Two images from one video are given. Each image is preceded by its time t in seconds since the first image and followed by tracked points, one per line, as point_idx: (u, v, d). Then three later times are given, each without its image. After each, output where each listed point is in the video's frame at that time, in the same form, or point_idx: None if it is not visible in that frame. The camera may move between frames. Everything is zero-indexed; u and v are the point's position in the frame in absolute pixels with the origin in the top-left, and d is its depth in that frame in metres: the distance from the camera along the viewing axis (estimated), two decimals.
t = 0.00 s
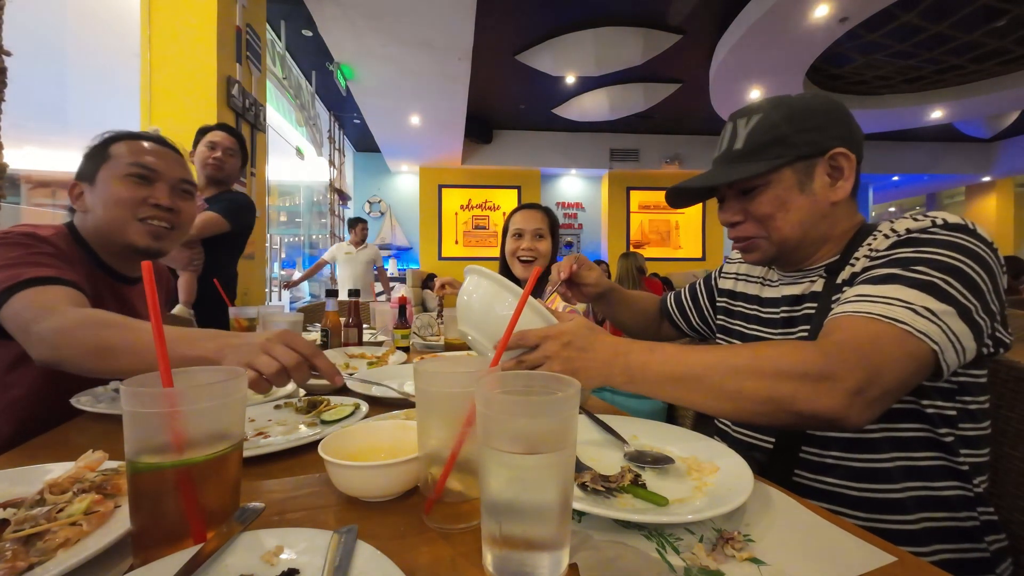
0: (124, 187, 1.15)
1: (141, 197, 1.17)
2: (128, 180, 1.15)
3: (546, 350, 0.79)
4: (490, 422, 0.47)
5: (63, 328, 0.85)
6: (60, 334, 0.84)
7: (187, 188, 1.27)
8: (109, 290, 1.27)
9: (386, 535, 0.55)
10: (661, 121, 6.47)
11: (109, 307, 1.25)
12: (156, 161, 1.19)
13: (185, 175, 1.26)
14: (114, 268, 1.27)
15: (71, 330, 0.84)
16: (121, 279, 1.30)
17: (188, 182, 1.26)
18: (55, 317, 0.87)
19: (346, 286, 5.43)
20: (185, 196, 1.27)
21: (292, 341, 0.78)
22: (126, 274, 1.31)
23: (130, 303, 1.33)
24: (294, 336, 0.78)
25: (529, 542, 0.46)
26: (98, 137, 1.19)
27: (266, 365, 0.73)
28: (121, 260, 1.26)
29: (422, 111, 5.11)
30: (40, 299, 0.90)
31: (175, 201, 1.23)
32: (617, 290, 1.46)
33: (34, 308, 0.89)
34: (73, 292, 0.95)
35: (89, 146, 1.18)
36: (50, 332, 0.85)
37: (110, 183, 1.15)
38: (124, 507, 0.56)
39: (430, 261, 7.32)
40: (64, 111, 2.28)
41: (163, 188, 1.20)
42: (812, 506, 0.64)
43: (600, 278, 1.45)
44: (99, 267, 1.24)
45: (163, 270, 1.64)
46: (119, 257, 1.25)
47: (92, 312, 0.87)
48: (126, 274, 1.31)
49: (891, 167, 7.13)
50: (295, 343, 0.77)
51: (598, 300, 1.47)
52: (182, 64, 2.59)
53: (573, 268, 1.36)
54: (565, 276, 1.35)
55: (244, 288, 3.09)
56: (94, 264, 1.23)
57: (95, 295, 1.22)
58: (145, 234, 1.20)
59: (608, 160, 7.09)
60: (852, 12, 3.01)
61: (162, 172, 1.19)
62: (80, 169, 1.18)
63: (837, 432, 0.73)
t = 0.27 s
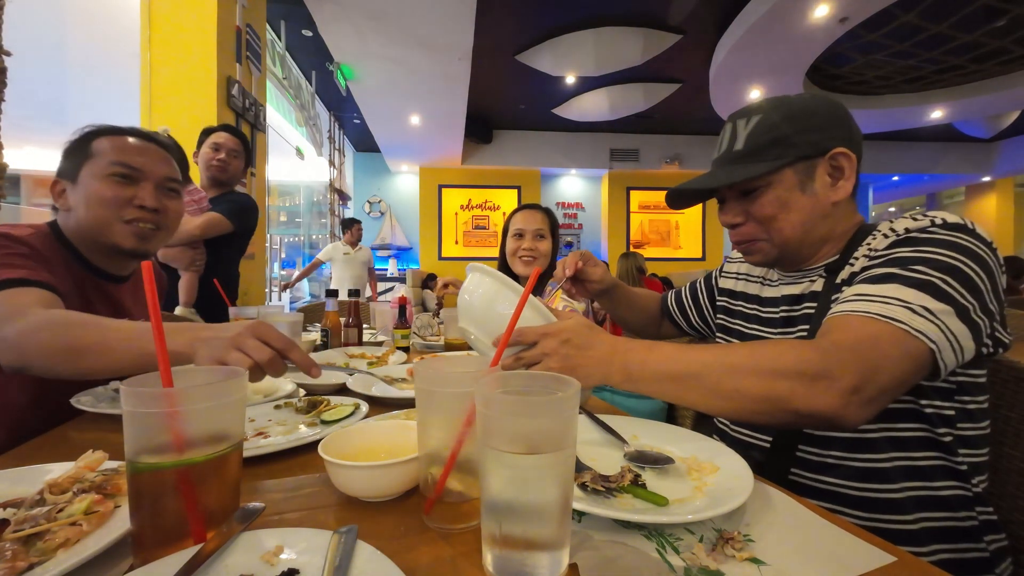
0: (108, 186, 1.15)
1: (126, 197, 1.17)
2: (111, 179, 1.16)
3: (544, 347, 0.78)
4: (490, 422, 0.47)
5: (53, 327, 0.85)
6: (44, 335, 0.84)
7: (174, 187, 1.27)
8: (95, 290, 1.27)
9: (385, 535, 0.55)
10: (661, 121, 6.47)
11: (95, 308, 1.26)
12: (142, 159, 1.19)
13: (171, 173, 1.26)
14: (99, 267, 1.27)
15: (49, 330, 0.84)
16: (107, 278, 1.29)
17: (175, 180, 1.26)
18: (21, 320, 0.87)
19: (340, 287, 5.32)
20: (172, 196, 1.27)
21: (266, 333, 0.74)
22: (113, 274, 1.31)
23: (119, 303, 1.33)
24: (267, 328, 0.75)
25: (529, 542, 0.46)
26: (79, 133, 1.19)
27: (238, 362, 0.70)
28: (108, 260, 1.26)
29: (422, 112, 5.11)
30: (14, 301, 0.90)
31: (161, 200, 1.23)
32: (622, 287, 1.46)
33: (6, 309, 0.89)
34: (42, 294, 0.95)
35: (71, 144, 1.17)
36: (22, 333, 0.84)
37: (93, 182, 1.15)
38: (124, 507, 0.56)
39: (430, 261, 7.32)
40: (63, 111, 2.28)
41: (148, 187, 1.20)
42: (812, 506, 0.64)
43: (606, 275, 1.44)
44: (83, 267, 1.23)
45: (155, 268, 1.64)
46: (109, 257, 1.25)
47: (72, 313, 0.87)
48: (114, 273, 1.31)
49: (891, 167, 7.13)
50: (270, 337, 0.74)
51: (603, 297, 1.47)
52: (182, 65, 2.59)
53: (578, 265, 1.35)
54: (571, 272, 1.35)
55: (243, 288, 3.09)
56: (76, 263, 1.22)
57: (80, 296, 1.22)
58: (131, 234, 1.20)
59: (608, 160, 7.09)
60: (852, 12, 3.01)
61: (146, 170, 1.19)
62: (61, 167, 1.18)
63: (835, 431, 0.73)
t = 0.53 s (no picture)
0: (99, 184, 1.15)
1: (118, 196, 1.17)
2: (103, 178, 1.15)
3: (542, 346, 0.79)
4: (490, 423, 0.47)
5: (52, 327, 0.85)
6: (44, 336, 0.84)
7: (167, 186, 1.27)
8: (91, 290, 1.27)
9: (384, 535, 0.55)
10: (661, 121, 6.47)
11: (92, 309, 1.26)
12: (134, 158, 1.19)
13: (164, 171, 1.25)
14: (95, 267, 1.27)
15: (44, 329, 0.84)
16: (103, 279, 1.29)
17: (168, 178, 1.26)
18: (9, 320, 0.87)
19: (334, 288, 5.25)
20: (166, 195, 1.27)
21: (258, 326, 0.76)
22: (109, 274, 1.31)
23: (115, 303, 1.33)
24: (259, 321, 0.77)
25: (529, 542, 0.46)
26: (70, 132, 1.18)
27: (232, 354, 0.72)
28: (103, 260, 1.26)
29: (422, 112, 5.11)
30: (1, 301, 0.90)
31: (154, 199, 1.23)
32: (624, 286, 1.46)
33: None
34: (33, 295, 0.95)
35: (63, 142, 1.17)
36: (18, 333, 0.84)
37: (85, 181, 1.15)
38: (124, 507, 0.56)
39: (430, 261, 7.32)
40: (63, 111, 2.29)
41: (141, 186, 1.20)
42: (812, 506, 0.64)
43: (609, 274, 1.43)
44: (77, 267, 1.23)
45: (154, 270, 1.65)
46: (109, 257, 1.25)
47: (64, 313, 0.88)
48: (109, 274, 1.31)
49: (891, 167, 7.13)
50: (262, 329, 0.76)
51: (607, 295, 1.47)
52: (182, 65, 2.59)
53: (583, 263, 1.34)
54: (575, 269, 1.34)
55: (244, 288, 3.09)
56: (69, 262, 1.22)
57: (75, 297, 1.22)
58: (124, 234, 1.20)
59: (608, 160, 7.09)
60: (852, 12, 3.01)
61: (138, 169, 1.19)
62: (52, 166, 1.17)
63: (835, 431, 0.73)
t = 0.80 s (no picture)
0: (96, 185, 1.15)
1: (115, 197, 1.17)
2: (101, 179, 1.16)
3: (542, 347, 0.78)
4: (491, 423, 0.47)
5: (52, 327, 0.85)
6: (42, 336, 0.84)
7: (166, 188, 1.26)
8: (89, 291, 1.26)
9: (385, 535, 0.55)
10: (661, 121, 6.47)
11: (89, 308, 1.26)
12: (133, 160, 1.19)
13: (163, 173, 1.25)
14: (92, 267, 1.27)
15: (41, 330, 0.84)
16: (101, 279, 1.29)
17: (166, 180, 1.26)
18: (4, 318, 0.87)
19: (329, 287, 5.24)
20: (163, 196, 1.26)
21: (250, 324, 0.77)
22: (106, 274, 1.31)
23: (112, 304, 1.33)
24: (251, 318, 0.77)
25: (529, 542, 0.46)
26: (72, 132, 1.19)
27: (222, 351, 0.73)
28: (102, 260, 1.26)
29: (422, 112, 5.11)
30: None
31: (151, 201, 1.22)
32: (628, 285, 1.46)
33: None
34: (30, 295, 0.96)
35: (65, 143, 1.18)
36: (14, 336, 0.84)
37: (83, 182, 1.15)
38: (123, 507, 0.56)
39: (430, 261, 7.32)
40: (63, 111, 2.29)
41: (138, 188, 1.20)
42: (813, 506, 0.64)
43: (615, 272, 1.44)
44: (74, 267, 1.23)
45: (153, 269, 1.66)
46: (110, 258, 1.25)
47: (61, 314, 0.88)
48: (106, 273, 1.31)
49: (891, 167, 7.13)
50: (254, 327, 0.76)
51: (611, 292, 1.47)
52: (183, 65, 2.59)
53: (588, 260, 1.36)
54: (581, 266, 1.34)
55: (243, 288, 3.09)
56: (66, 262, 1.21)
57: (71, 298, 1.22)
58: (119, 235, 1.20)
59: (608, 160, 7.09)
60: (852, 12, 3.01)
61: (136, 171, 1.19)
62: (54, 167, 1.18)
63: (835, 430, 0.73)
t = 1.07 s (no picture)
0: (101, 189, 1.15)
1: (120, 201, 1.17)
2: (106, 182, 1.15)
3: (539, 348, 0.79)
4: (492, 424, 0.47)
5: (51, 325, 0.85)
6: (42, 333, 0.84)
7: (169, 192, 1.26)
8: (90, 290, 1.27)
9: (384, 536, 0.55)
10: (661, 121, 6.47)
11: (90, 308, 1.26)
12: (137, 164, 1.18)
13: (167, 176, 1.24)
14: (93, 267, 1.27)
15: (41, 328, 0.84)
16: (102, 278, 1.30)
17: (169, 184, 1.25)
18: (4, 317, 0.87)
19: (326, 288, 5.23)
20: (166, 200, 1.26)
21: (248, 326, 0.78)
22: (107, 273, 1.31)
23: (113, 303, 1.33)
24: (248, 320, 0.78)
25: (530, 542, 0.46)
26: (77, 132, 1.19)
27: (221, 354, 0.72)
28: (102, 261, 1.26)
29: (422, 112, 5.11)
30: None
31: (155, 205, 1.22)
32: (634, 283, 1.47)
33: None
34: (31, 295, 0.96)
35: (70, 143, 1.18)
36: (14, 336, 0.84)
37: (87, 185, 1.15)
38: (124, 507, 0.56)
39: (430, 261, 7.32)
40: (64, 111, 2.29)
41: (142, 192, 1.20)
42: (813, 506, 0.64)
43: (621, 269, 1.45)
44: (75, 267, 1.23)
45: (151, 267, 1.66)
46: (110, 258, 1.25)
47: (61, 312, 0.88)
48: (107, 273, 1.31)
49: (891, 167, 7.13)
50: (252, 329, 0.77)
51: (617, 290, 1.48)
52: (183, 65, 2.59)
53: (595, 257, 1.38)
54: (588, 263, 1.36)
55: (243, 288, 3.09)
56: (65, 261, 1.21)
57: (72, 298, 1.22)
58: (123, 237, 1.20)
59: (608, 160, 7.09)
60: (852, 12, 3.01)
61: (140, 175, 1.18)
62: (58, 167, 1.18)
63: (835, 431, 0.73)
